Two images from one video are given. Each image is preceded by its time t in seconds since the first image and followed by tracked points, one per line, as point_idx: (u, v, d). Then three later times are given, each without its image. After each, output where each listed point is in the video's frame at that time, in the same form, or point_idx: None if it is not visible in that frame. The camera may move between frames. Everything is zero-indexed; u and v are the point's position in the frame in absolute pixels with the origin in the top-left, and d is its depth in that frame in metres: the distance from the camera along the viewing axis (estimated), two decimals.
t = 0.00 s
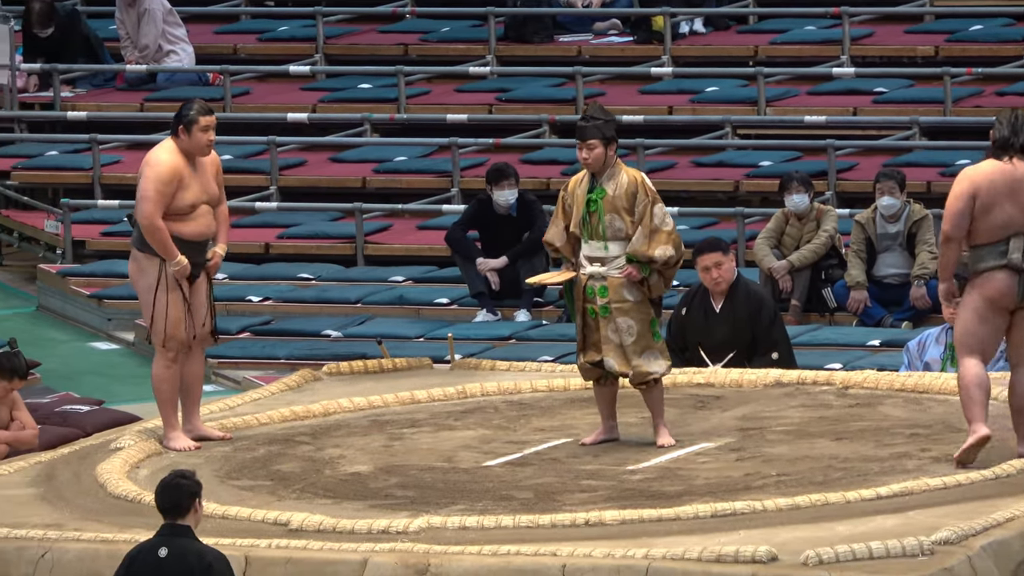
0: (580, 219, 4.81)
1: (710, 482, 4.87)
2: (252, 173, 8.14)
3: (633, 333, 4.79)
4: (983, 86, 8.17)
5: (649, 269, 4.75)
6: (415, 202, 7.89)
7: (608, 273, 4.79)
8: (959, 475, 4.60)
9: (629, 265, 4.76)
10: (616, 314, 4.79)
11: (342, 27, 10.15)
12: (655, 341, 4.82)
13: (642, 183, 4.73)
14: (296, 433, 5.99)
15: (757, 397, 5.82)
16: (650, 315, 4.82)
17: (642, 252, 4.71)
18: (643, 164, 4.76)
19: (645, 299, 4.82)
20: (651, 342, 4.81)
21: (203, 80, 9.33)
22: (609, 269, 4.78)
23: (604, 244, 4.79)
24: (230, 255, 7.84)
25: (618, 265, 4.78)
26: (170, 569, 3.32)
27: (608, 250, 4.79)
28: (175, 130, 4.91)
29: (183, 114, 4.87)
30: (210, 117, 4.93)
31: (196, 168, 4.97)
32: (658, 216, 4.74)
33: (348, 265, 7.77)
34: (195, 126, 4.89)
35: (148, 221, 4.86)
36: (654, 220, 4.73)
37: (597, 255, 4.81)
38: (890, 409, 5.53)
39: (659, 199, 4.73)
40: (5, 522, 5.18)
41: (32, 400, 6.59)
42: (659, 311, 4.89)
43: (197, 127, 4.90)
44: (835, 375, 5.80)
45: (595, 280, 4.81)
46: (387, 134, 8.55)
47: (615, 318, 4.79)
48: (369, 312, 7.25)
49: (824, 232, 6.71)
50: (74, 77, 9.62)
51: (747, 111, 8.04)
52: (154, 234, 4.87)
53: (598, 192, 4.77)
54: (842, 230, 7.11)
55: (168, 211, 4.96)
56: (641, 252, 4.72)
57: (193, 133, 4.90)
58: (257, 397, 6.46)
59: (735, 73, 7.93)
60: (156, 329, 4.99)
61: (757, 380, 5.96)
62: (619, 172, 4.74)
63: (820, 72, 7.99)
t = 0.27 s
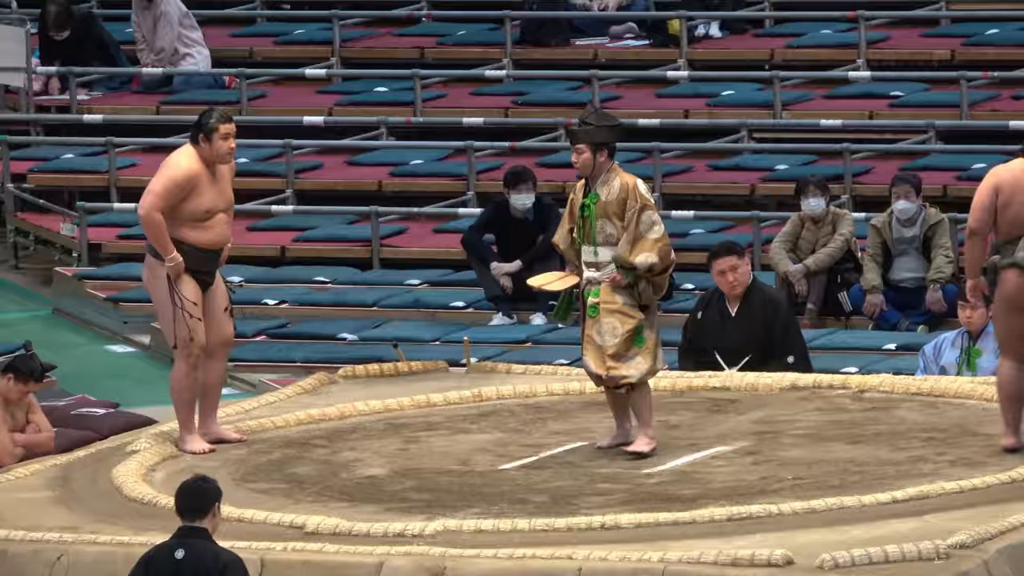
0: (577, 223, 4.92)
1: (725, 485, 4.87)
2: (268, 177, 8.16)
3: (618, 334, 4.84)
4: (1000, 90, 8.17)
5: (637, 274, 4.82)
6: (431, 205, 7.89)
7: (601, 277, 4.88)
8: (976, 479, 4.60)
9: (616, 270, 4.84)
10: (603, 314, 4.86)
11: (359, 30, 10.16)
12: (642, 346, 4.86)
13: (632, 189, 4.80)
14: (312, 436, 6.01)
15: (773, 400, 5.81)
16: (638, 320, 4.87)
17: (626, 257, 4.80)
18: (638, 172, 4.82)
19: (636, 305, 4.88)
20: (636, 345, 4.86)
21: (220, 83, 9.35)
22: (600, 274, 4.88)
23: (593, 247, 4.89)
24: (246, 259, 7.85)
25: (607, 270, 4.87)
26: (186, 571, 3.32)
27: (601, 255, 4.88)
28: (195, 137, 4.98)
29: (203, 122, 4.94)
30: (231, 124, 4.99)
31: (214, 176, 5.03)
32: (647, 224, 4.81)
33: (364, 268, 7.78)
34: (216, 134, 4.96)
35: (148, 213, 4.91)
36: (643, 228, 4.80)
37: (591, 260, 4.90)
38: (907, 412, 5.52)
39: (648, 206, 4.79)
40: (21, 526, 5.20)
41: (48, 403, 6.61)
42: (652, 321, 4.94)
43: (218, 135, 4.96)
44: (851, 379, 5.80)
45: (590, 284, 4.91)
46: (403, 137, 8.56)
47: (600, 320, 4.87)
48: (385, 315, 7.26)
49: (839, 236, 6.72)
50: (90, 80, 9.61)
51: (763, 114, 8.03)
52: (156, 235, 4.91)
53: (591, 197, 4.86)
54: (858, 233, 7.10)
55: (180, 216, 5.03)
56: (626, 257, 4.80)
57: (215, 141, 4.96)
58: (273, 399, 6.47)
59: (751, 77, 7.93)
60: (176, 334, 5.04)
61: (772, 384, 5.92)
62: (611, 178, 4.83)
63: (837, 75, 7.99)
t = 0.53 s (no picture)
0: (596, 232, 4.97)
1: (758, 490, 4.84)
2: (302, 181, 8.16)
3: (609, 348, 4.87)
4: None
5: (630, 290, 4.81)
6: (465, 210, 7.89)
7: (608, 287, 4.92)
8: (1011, 484, 4.56)
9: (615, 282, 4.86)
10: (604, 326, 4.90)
11: (392, 34, 10.17)
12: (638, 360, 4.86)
13: (636, 201, 4.79)
14: (344, 441, 6.01)
15: (806, 405, 5.79)
16: (632, 334, 4.88)
17: (617, 270, 4.81)
18: (649, 181, 4.79)
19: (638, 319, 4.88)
20: (626, 360, 4.87)
21: (253, 87, 9.36)
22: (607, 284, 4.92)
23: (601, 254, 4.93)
24: (280, 263, 7.86)
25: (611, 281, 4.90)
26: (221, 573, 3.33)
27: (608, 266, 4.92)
28: (240, 159, 5.05)
29: (249, 146, 5.02)
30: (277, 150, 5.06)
31: (256, 200, 5.10)
32: (643, 237, 4.78)
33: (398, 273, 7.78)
34: (261, 159, 5.03)
35: (182, 230, 4.99)
36: (636, 241, 4.78)
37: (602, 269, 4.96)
38: (941, 417, 5.49)
39: (642, 220, 4.77)
40: (56, 530, 5.21)
41: (83, 407, 6.62)
42: (663, 336, 4.90)
43: (263, 160, 5.03)
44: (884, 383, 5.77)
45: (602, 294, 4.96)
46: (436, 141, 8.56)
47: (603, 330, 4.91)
48: (418, 320, 7.25)
49: (873, 240, 6.69)
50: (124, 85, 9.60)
51: (796, 118, 8.00)
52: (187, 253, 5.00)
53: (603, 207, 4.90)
54: (891, 237, 7.07)
55: (217, 236, 5.10)
56: (618, 270, 4.82)
57: (259, 166, 5.03)
58: (307, 404, 6.48)
59: (784, 81, 7.90)
60: (211, 349, 5.09)
61: (806, 389, 5.91)
62: (623, 186, 4.84)
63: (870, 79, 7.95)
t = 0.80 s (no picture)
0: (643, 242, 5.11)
1: (799, 497, 4.82)
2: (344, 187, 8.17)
3: (642, 360, 5.01)
4: None
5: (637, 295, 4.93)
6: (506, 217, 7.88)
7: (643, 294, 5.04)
8: None
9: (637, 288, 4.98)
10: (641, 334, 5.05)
11: (435, 40, 10.17)
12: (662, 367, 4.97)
13: (650, 206, 4.90)
14: (386, 448, 6.00)
15: (848, 413, 5.75)
16: (659, 346, 4.99)
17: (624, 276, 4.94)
18: (673, 190, 4.88)
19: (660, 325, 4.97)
20: (656, 372, 4.98)
21: (295, 93, 9.37)
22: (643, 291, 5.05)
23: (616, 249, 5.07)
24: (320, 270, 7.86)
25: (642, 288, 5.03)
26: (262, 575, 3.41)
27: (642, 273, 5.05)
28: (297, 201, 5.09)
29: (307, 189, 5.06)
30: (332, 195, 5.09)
31: (308, 242, 5.14)
32: (643, 242, 4.88)
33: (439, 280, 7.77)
34: (317, 202, 5.07)
35: (233, 268, 5.03)
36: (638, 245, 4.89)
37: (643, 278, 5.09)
38: (984, 427, 5.45)
39: (642, 225, 4.87)
40: (98, 535, 5.24)
41: (124, 413, 6.64)
42: (692, 346, 4.95)
43: (318, 203, 5.07)
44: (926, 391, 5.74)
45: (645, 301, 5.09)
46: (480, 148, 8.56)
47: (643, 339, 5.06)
48: (460, 326, 7.25)
49: (915, 248, 6.65)
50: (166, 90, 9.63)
51: (839, 125, 7.95)
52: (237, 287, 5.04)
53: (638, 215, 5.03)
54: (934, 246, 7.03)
55: (268, 275, 5.14)
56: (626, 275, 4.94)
57: (314, 209, 5.07)
58: (348, 410, 6.48)
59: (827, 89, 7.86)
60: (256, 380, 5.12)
61: (848, 396, 5.83)
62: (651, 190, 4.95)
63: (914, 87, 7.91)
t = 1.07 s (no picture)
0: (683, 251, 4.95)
1: (844, 512, 4.60)
2: (374, 190, 7.95)
3: (681, 370, 4.88)
4: None
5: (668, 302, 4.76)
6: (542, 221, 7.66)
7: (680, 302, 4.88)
8: None
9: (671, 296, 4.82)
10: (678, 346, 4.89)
11: (470, 40, 9.96)
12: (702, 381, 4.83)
13: (685, 210, 4.72)
14: (417, 459, 5.79)
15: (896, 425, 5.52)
16: (697, 356, 4.84)
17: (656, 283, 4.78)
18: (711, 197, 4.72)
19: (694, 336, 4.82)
20: (694, 383, 4.85)
21: (325, 93, 9.17)
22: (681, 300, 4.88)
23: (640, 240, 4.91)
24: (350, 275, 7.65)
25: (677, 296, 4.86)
26: None
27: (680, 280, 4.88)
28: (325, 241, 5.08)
29: (335, 228, 5.05)
30: (361, 232, 5.08)
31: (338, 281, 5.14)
32: (675, 249, 4.70)
33: (473, 286, 7.55)
34: (345, 241, 5.05)
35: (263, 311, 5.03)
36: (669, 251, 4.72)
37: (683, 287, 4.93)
38: None
39: (674, 230, 4.70)
40: (118, 550, 5.04)
41: (147, 422, 6.45)
42: (729, 358, 4.79)
43: (348, 243, 5.06)
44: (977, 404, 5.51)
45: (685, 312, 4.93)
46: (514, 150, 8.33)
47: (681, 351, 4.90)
48: (494, 334, 7.03)
49: (964, 254, 6.41)
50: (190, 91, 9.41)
51: (886, 128, 7.70)
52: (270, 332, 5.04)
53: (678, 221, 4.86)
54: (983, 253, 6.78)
55: (300, 317, 5.15)
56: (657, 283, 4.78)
57: (343, 248, 5.06)
58: (377, 421, 6.27)
59: (873, 90, 7.61)
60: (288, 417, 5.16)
61: (894, 408, 5.67)
62: (689, 195, 4.80)
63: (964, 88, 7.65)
